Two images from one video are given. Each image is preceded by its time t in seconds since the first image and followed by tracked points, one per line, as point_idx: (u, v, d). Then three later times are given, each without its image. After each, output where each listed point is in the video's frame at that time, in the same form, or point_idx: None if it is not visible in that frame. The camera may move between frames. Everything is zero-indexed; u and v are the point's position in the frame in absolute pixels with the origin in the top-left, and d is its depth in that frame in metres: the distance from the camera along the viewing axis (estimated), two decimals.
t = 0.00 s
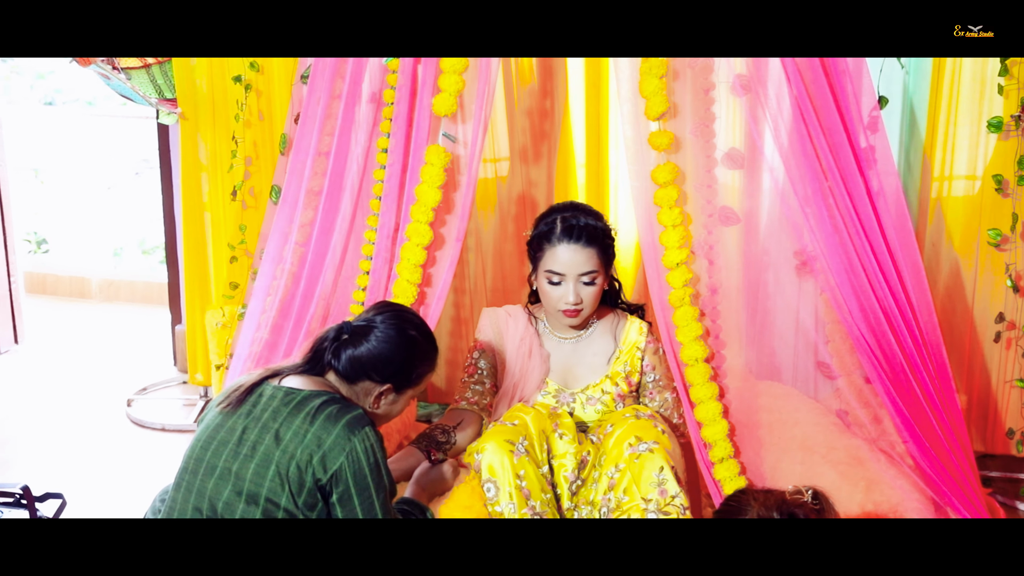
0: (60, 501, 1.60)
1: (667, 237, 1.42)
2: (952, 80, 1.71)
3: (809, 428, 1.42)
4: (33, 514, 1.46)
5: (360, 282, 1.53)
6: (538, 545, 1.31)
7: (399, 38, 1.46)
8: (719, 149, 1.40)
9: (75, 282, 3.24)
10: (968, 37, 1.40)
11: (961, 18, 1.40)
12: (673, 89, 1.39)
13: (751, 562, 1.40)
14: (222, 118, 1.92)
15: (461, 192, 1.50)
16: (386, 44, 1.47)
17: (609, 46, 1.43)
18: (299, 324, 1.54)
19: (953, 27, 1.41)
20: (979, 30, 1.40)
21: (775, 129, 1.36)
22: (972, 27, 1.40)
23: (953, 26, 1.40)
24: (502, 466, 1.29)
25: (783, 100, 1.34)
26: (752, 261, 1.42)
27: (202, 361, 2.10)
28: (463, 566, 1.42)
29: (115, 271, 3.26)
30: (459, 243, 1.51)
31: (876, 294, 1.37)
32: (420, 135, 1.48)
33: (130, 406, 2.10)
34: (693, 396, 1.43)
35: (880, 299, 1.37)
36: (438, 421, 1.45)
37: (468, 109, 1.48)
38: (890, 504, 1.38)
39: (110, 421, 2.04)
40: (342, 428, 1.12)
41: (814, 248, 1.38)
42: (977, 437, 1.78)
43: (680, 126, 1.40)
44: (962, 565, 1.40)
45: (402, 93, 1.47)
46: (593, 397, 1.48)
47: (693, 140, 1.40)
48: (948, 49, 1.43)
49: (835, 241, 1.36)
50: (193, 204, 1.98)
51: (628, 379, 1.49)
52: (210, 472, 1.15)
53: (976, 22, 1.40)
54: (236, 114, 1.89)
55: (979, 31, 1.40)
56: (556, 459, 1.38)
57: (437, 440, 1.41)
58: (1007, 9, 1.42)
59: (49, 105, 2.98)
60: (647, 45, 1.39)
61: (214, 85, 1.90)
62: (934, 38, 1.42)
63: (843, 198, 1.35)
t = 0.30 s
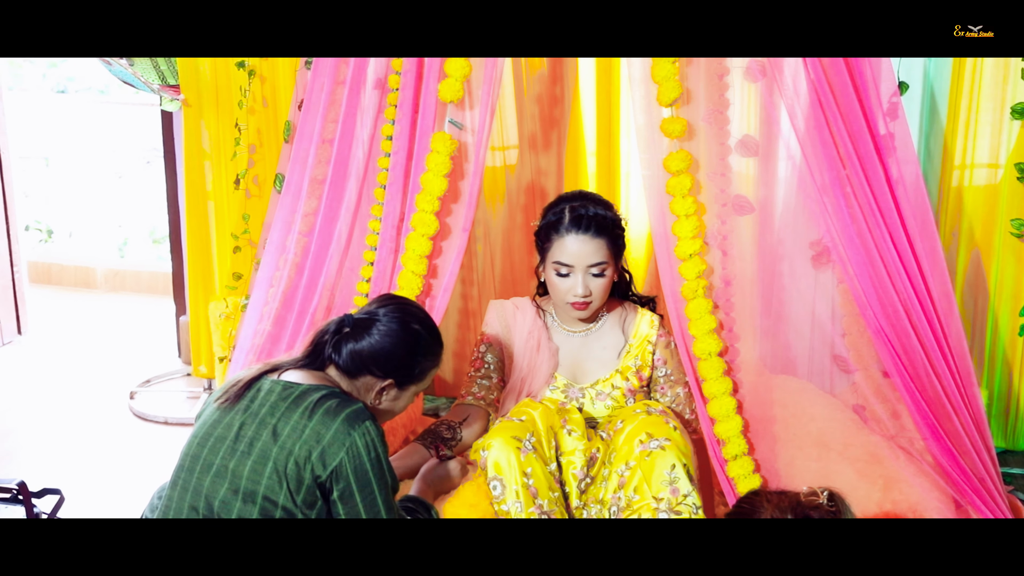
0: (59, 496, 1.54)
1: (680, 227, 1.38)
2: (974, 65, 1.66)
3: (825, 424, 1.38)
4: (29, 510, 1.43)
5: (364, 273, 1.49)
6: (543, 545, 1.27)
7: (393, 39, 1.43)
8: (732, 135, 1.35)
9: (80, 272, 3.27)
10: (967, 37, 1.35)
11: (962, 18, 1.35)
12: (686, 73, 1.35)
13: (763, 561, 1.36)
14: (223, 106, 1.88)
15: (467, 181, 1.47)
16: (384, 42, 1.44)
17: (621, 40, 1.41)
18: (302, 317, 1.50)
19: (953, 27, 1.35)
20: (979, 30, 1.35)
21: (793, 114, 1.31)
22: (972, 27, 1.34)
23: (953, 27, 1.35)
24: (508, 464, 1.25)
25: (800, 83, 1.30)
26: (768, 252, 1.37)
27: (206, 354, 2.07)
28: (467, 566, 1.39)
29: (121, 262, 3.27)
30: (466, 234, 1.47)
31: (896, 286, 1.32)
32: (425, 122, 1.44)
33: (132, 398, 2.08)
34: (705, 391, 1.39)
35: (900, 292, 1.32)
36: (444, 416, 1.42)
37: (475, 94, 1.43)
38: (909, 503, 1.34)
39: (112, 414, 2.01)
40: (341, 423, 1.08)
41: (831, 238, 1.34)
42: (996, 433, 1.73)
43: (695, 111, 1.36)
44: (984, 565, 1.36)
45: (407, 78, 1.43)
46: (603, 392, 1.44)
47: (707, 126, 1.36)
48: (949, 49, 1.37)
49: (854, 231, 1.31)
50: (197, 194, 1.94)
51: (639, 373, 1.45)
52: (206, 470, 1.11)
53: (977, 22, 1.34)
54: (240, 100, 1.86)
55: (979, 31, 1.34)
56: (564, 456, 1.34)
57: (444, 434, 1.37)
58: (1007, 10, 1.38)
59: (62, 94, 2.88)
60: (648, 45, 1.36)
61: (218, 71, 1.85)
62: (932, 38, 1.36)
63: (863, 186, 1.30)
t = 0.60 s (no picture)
0: (59, 493, 1.47)
1: (693, 218, 1.33)
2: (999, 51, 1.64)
3: (841, 421, 1.34)
4: (25, 507, 1.39)
5: (366, 265, 1.45)
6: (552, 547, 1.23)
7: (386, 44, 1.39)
8: (747, 124, 1.30)
9: (84, 262, 3.25)
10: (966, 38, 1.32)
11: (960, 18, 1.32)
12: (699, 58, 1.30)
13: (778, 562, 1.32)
14: (224, 93, 1.84)
15: (473, 171, 1.42)
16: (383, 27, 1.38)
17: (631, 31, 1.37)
18: (303, 309, 1.47)
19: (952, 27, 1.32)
20: (978, 30, 1.32)
21: (810, 100, 1.27)
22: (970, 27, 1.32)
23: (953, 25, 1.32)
24: (514, 463, 1.22)
25: (817, 67, 1.26)
26: (784, 245, 1.32)
27: (209, 342, 2.05)
28: (473, 566, 1.35)
29: (126, 249, 3.24)
30: (472, 225, 1.43)
31: (916, 278, 1.27)
32: (429, 110, 1.40)
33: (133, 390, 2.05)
34: (719, 387, 1.34)
35: (921, 285, 1.28)
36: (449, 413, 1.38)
37: (481, 81, 1.39)
38: (928, 503, 1.30)
39: (114, 407, 1.97)
40: (341, 420, 1.04)
41: (848, 229, 1.29)
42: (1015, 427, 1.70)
43: (708, 98, 1.31)
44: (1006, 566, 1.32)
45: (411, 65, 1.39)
46: (613, 388, 1.40)
47: (721, 113, 1.31)
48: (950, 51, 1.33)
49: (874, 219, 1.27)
50: (199, 183, 1.90)
51: (650, 368, 1.41)
52: (202, 470, 1.08)
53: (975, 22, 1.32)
54: (241, 87, 1.81)
55: (979, 30, 1.31)
56: (573, 454, 1.30)
57: (448, 433, 1.33)
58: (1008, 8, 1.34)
59: (72, 81, 2.93)
60: (657, 33, 1.33)
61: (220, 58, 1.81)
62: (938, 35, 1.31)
63: (882, 175, 1.26)
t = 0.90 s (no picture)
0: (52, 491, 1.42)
1: (704, 210, 1.28)
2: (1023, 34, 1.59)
3: (858, 420, 1.29)
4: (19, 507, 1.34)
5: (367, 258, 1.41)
6: (561, 549, 1.19)
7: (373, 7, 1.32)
8: (759, 112, 1.26)
9: (87, 251, 3.22)
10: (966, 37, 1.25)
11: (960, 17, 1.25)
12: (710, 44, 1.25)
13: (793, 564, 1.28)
14: (224, 79, 1.79)
15: (477, 161, 1.38)
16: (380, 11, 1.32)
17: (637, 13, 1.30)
18: (304, 303, 1.44)
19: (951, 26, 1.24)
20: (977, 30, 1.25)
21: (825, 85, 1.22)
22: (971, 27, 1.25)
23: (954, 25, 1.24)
24: (520, 463, 1.18)
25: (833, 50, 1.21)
26: (796, 235, 1.28)
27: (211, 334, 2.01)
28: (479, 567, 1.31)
29: (129, 240, 3.21)
30: (476, 217, 1.40)
31: (936, 269, 1.23)
32: (432, 98, 1.36)
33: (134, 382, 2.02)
34: (730, 384, 1.30)
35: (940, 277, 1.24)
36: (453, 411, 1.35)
37: (485, 68, 1.35)
38: (947, 505, 1.24)
39: (114, 401, 1.94)
40: (340, 424, 1.01)
41: (864, 219, 1.25)
42: None
43: (718, 84, 1.26)
44: None
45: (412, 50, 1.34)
46: (621, 385, 1.36)
47: (733, 101, 1.26)
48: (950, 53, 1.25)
49: (892, 209, 1.22)
50: (199, 171, 1.89)
51: (660, 365, 1.37)
52: (196, 474, 1.04)
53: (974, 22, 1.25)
54: (240, 75, 1.76)
55: (979, 30, 1.25)
56: (580, 454, 1.27)
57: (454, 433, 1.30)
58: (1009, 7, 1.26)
59: (82, 69, 2.93)
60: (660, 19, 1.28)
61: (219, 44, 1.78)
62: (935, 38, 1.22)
63: (901, 163, 1.21)
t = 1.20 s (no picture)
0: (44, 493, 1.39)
1: (715, 203, 1.23)
2: None
3: (872, 419, 1.25)
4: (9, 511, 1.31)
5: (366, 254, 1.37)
6: (566, 551, 1.16)
7: None
8: (771, 101, 1.21)
9: (85, 244, 3.21)
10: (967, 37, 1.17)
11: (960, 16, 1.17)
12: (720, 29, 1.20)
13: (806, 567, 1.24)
14: (220, 69, 1.75)
15: (480, 153, 1.34)
16: None
17: None
18: (301, 300, 1.39)
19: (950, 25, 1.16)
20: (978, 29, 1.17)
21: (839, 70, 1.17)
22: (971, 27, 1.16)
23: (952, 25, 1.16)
24: (524, 466, 1.14)
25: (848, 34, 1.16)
26: (808, 228, 1.23)
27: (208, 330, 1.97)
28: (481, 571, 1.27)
29: (126, 233, 3.20)
30: (478, 211, 1.36)
31: (953, 263, 1.19)
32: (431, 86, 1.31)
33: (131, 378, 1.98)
34: (741, 384, 1.26)
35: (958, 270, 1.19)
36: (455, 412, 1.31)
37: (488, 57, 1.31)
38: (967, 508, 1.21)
39: (110, 398, 1.90)
40: (336, 427, 0.97)
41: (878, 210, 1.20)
42: None
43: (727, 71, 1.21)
44: None
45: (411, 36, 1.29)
46: (629, 384, 1.32)
47: (744, 88, 1.21)
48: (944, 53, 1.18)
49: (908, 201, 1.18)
50: (196, 163, 1.85)
51: (668, 363, 1.33)
52: (187, 481, 1.00)
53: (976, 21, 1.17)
54: (237, 65, 1.72)
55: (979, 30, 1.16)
56: (586, 456, 1.22)
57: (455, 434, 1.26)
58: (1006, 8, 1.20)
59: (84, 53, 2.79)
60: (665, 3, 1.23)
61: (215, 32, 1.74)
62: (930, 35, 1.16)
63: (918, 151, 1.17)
